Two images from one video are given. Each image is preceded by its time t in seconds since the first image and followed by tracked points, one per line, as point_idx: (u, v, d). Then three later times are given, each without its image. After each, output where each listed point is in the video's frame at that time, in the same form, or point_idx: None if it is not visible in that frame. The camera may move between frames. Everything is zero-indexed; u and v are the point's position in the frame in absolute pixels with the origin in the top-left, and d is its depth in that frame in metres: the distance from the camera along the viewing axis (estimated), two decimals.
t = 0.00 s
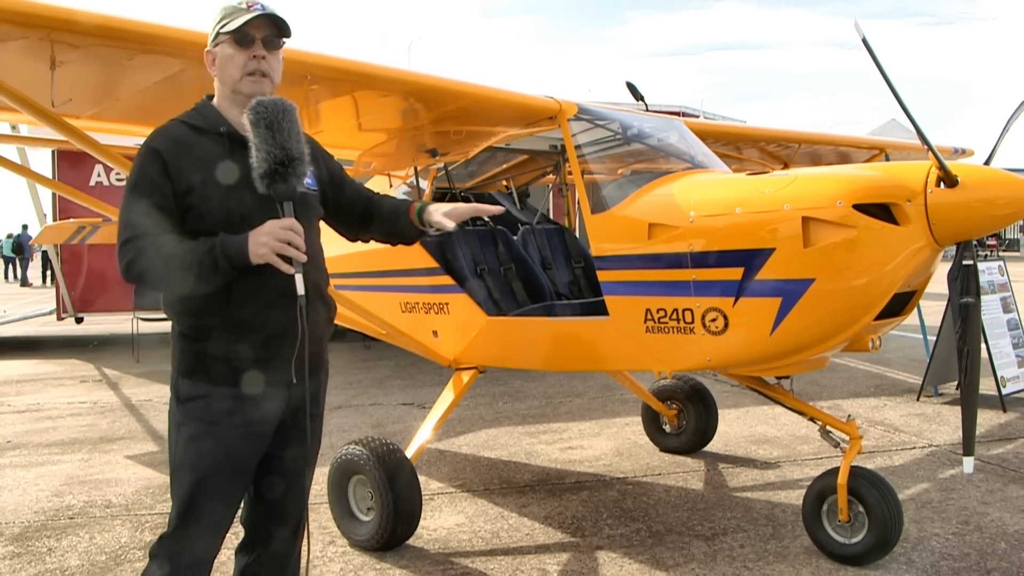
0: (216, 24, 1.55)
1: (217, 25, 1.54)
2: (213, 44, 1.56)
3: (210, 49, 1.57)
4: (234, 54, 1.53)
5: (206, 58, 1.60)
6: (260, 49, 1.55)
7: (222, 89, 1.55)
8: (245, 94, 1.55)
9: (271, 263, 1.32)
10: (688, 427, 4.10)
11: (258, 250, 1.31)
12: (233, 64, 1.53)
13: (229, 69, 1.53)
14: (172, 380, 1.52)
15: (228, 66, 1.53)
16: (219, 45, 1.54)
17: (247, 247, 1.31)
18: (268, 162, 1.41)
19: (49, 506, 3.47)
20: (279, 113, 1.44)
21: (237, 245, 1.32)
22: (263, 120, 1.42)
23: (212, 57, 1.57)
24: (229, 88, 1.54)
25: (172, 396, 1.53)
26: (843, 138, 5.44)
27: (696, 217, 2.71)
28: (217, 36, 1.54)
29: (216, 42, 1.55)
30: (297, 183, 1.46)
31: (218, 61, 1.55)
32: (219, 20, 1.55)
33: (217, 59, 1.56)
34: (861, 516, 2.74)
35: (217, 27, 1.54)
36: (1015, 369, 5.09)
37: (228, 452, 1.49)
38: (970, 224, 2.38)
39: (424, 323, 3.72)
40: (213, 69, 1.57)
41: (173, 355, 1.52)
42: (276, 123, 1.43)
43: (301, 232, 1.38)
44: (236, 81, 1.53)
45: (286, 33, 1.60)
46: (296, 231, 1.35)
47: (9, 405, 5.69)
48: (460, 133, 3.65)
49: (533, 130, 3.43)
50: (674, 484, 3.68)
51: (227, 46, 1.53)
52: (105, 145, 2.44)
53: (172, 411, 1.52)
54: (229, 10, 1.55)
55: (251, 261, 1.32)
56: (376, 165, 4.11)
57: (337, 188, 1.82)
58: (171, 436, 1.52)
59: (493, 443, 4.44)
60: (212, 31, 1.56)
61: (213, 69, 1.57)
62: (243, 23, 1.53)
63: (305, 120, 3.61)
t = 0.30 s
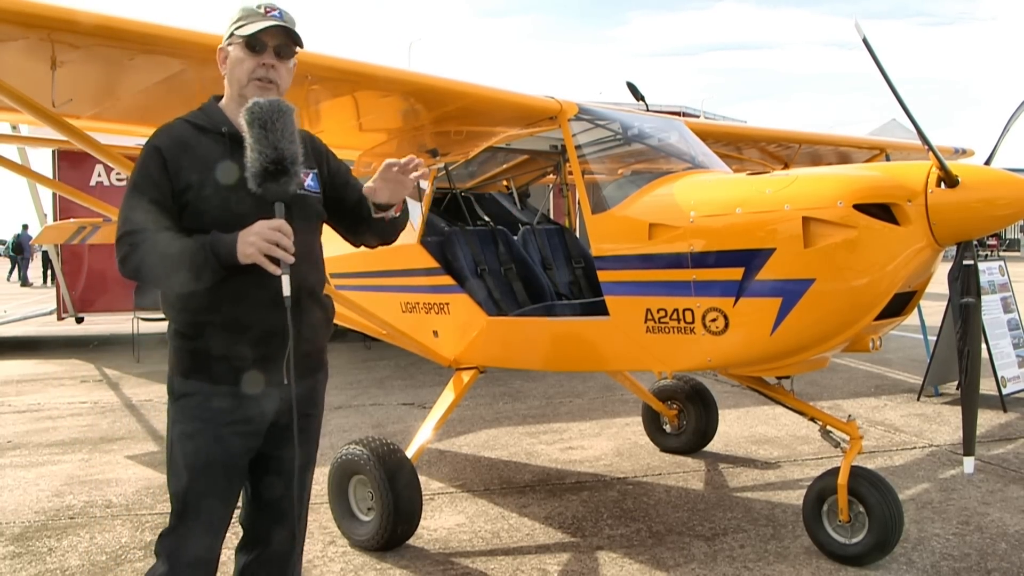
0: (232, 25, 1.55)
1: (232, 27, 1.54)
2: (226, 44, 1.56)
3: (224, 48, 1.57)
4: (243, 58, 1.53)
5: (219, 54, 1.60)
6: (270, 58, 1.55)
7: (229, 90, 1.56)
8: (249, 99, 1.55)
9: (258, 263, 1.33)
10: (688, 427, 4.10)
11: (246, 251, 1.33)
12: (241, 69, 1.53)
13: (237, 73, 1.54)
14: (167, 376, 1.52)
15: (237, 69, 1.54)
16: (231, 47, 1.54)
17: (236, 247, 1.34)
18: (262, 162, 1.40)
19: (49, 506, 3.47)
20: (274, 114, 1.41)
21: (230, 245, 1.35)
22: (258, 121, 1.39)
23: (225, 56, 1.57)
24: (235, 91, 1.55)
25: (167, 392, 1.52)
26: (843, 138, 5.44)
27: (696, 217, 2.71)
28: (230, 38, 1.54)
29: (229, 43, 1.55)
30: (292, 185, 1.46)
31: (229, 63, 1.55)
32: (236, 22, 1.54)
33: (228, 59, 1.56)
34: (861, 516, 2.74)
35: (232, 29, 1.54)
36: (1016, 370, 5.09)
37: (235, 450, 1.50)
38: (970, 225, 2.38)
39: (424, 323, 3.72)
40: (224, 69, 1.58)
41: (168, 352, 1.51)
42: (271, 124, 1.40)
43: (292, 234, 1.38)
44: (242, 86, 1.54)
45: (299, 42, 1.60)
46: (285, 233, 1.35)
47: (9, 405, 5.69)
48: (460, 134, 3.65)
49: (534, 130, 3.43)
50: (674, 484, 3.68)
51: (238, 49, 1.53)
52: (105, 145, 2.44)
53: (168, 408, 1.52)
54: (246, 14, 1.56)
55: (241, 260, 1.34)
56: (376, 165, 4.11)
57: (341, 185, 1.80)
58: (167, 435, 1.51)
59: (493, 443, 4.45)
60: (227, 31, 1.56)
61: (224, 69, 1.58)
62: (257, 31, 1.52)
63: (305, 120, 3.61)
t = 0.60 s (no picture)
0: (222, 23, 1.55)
1: (222, 25, 1.55)
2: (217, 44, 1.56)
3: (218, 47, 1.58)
4: (234, 57, 1.53)
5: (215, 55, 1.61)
6: (260, 55, 1.54)
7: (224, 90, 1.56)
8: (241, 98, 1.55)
9: (238, 267, 1.34)
10: (688, 427, 4.10)
11: (227, 254, 1.33)
12: (232, 67, 1.53)
13: (228, 72, 1.54)
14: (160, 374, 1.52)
15: (228, 68, 1.54)
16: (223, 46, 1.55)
17: (219, 252, 1.35)
18: (248, 164, 1.39)
19: (49, 506, 3.47)
20: (259, 117, 1.39)
21: (214, 246, 1.36)
22: (244, 125, 1.38)
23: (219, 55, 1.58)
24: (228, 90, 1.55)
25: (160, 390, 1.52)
26: (843, 138, 5.43)
27: (696, 217, 2.71)
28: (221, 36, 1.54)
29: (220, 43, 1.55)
30: (276, 189, 1.44)
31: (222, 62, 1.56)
32: (227, 20, 1.55)
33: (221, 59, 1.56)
34: (861, 516, 2.74)
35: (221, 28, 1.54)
36: (1016, 370, 5.09)
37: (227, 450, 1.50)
38: (970, 225, 2.38)
39: (424, 323, 3.72)
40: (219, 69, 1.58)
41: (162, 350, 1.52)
42: (255, 127, 1.39)
43: (274, 238, 1.37)
44: (234, 84, 1.54)
45: (290, 38, 1.59)
46: (266, 238, 1.34)
47: (9, 405, 5.69)
48: (460, 133, 3.65)
49: (534, 130, 3.43)
50: (674, 484, 3.68)
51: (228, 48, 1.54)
52: (105, 146, 2.44)
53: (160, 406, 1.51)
54: (236, 10, 1.55)
55: (222, 263, 1.35)
56: (376, 165, 4.11)
57: (337, 188, 1.74)
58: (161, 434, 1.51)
59: (493, 443, 4.45)
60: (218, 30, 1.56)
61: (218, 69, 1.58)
62: (245, 27, 1.52)
63: (305, 120, 3.61)
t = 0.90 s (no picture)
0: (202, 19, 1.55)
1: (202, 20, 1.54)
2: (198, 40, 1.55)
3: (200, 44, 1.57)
4: (215, 50, 1.51)
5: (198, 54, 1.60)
6: (240, 48, 1.52)
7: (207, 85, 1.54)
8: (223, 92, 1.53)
9: (217, 267, 1.33)
10: (688, 427, 4.11)
11: (205, 255, 1.33)
12: (212, 61, 1.52)
13: (208, 66, 1.52)
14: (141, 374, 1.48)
15: (208, 63, 1.52)
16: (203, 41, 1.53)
17: (198, 253, 1.34)
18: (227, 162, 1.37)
19: (49, 506, 3.48)
20: (238, 114, 1.38)
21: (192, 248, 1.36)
22: (222, 122, 1.37)
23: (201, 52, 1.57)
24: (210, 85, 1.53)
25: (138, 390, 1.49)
26: (843, 138, 5.44)
27: (696, 217, 2.71)
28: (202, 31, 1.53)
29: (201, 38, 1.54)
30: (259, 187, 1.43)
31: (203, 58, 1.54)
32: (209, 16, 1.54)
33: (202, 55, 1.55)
34: (861, 516, 2.74)
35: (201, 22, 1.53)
36: (1016, 370, 5.09)
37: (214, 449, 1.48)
38: (970, 225, 2.38)
39: (424, 323, 3.73)
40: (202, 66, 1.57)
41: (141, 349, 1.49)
42: (235, 124, 1.38)
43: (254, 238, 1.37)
44: (215, 77, 1.52)
45: (271, 30, 1.57)
46: (246, 237, 1.34)
47: (9, 405, 5.69)
48: (461, 133, 3.65)
49: (534, 130, 3.43)
50: (674, 484, 3.68)
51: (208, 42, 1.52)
52: (105, 146, 2.44)
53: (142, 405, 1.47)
54: (215, 5, 1.54)
55: (201, 263, 1.34)
56: (376, 165, 4.11)
57: (322, 190, 1.71)
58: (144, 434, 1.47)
59: (493, 443, 4.45)
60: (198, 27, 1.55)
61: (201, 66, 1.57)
62: (223, 20, 1.51)
63: (305, 120, 3.61)
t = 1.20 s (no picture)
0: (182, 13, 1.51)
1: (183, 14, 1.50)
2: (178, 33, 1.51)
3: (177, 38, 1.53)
4: (199, 44, 1.49)
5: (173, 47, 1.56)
6: (226, 42, 1.51)
7: (188, 80, 1.51)
8: (208, 87, 1.51)
9: (202, 265, 1.34)
10: (688, 427, 4.11)
11: (191, 253, 1.33)
12: (197, 56, 1.49)
13: (192, 60, 1.49)
14: (124, 374, 1.45)
15: (192, 57, 1.49)
16: (183, 35, 1.50)
17: (182, 252, 1.35)
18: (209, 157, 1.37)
19: (49, 506, 3.48)
20: (222, 110, 1.40)
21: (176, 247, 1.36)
22: (206, 118, 1.38)
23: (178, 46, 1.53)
24: (194, 80, 1.51)
25: (120, 390, 1.46)
26: (843, 138, 5.43)
27: (696, 217, 2.71)
28: (182, 24, 1.50)
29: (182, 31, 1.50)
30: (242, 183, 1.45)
31: (184, 52, 1.51)
32: (188, 8, 1.51)
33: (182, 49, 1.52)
34: (862, 517, 2.74)
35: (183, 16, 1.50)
36: (1016, 370, 5.09)
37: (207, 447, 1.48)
38: (970, 225, 2.38)
39: (424, 323, 3.73)
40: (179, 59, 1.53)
41: (123, 349, 1.46)
42: (220, 120, 1.39)
43: (239, 237, 1.38)
44: (200, 72, 1.50)
45: (254, 24, 1.56)
46: (231, 235, 1.35)
47: (9, 405, 5.70)
48: (461, 134, 3.65)
49: (534, 130, 3.43)
50: (674, 484, 3.68)
51: (192, 36, 1.49)
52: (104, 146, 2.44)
53: (126, 406, 1.44)
54: None
55: (185, 262, 1.35)
56: (376, 165, 4.10)
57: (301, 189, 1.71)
58: (130, 434, 1.44)
59: (493, 443, 4.45)
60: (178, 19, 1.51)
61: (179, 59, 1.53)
62: (208, 14, 1.49)
63: (305, 120, 3.61)
